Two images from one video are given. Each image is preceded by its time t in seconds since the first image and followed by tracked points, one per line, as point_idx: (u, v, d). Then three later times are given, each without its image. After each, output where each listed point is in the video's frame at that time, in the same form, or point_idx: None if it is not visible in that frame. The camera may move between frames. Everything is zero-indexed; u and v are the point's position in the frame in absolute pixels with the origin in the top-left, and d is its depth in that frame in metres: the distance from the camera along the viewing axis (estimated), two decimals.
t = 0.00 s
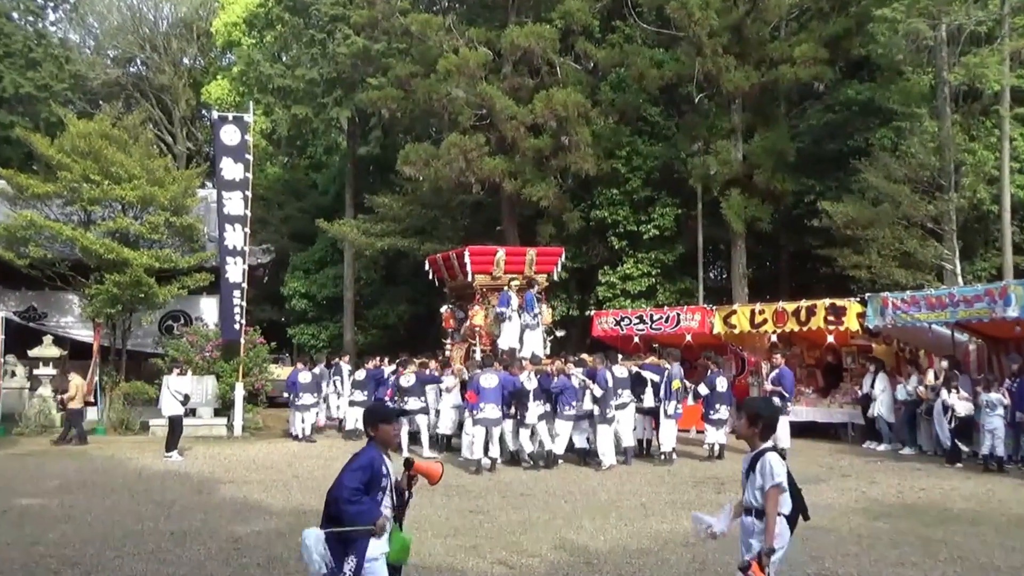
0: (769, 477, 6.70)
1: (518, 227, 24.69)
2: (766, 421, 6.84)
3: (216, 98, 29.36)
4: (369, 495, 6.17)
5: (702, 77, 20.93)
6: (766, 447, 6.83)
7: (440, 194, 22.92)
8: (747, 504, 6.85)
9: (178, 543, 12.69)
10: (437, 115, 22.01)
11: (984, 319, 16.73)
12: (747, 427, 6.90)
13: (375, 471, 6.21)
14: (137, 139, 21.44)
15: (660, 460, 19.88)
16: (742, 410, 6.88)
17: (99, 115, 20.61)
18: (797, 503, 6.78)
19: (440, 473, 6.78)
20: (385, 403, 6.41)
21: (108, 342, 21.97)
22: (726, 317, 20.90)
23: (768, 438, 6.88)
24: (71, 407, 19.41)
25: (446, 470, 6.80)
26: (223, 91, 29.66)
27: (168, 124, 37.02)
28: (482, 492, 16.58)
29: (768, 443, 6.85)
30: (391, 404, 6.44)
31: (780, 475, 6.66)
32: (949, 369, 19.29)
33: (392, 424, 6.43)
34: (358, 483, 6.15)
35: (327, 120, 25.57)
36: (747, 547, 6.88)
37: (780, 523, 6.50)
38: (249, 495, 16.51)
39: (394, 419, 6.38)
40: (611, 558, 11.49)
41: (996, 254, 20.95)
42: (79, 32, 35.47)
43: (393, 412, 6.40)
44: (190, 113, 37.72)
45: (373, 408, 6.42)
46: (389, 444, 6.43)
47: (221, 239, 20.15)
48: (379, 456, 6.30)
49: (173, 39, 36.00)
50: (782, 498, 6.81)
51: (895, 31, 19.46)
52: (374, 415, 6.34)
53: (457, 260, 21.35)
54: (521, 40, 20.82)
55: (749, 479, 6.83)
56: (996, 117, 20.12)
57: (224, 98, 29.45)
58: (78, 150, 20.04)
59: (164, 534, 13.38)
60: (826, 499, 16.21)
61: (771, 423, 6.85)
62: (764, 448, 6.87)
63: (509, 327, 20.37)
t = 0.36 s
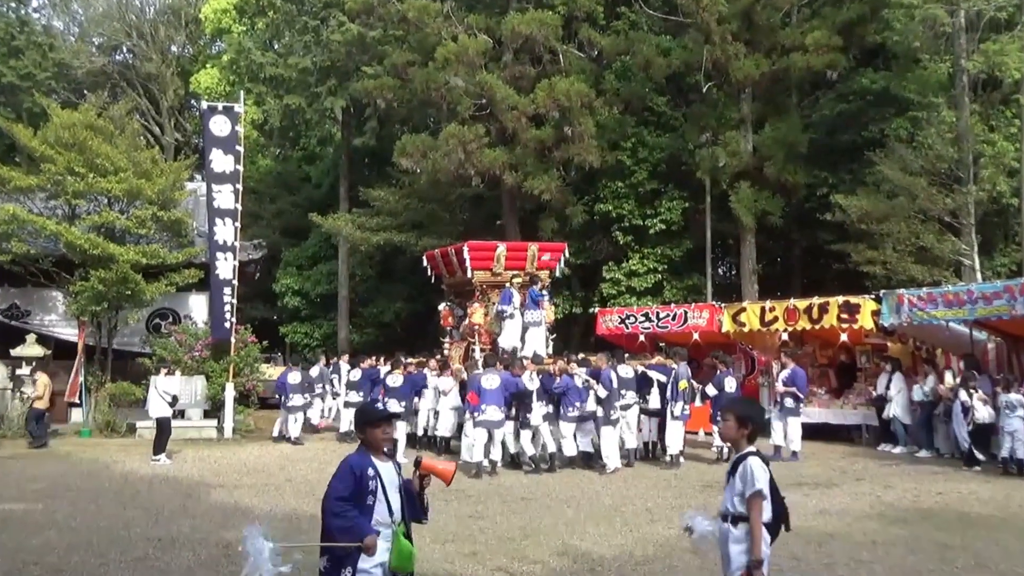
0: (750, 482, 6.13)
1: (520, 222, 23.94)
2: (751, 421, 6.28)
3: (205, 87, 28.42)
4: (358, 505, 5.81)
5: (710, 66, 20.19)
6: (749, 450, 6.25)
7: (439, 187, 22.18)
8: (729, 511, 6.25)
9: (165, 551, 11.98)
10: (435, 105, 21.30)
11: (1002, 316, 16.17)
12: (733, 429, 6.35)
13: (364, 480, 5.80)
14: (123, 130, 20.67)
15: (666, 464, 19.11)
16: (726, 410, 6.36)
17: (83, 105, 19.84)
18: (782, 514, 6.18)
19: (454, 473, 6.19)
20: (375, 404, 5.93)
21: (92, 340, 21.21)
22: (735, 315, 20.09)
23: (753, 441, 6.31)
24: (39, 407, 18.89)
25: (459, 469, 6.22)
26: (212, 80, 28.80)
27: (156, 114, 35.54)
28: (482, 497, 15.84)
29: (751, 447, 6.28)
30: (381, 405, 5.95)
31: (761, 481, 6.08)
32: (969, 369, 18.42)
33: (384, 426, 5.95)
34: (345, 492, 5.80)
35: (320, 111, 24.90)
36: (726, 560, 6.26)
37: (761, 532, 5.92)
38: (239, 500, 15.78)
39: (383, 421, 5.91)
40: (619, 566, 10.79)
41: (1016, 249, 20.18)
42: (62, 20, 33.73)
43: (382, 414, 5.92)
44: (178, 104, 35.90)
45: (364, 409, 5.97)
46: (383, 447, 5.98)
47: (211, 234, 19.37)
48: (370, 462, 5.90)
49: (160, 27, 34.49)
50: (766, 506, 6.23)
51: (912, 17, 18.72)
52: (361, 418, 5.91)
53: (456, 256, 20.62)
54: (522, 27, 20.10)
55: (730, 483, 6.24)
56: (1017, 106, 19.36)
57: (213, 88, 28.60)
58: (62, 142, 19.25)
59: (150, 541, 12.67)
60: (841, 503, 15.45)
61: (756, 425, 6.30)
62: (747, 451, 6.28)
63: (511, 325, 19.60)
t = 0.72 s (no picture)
0: (735, 485, 5.93)
1: (520, 215, 23.24)
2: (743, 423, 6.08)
3: (193, 75, 27.72)
4: (337, 513, 5.23)
5: (718, 53, 19.50)
6: (738, 452, 6.07)
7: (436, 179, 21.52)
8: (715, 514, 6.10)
9: (149, 556, 11.30)
10: (432, 94, 20.65)
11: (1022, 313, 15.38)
12: (724, 431, 6.17)
13: (345, 488, 5.22)
14: (109, 119, 19.97)
15: (671, 465, 18.38)
16: (717, 410, 6.21)
17: (67, 93, 19.14)
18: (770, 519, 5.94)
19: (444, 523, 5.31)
20: (360, 405, 5.35)
21: (77, 338, 20.51)
22: (743, 311, 19.34)
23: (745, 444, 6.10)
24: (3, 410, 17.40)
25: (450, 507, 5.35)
26: (200, 68, 28.08)
27: (142, 103, 34.15)
28: (481, 499, 15.15)
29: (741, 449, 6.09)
30: (369, 405, 5.36)
31: (745, 485, 5.85)
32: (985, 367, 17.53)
33: (371, 429, 5.35)
34: (326, 500, 5.25)
35: (313, 99, 24.30)
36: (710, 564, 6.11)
37: (741, 535, 5.73)
38: (229, 502, 15.11)
39: (370, 424, 5.31)
40: None
41: None
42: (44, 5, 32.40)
43: (367, 417, 5.32)
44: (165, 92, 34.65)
45: (351, 410, 5.38)
46: (371, 453, 5.39)
47: (200, 227, 18.65)
48: (353, 468, 5.30)
49: (147, 12, 33.07)
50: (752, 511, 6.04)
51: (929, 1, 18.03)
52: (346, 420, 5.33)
53: (453, 250, 19.92)
54: (523, 12, 19.44)
55: (717, 485, 6.09)
56: None
57: (202, 75, 27.88)
58: (44, 132, 18.51)
59: (136, 546, 11.99)
60: (854, 507, 14.78)
61: (749, 426, 6.09)
62: (738, 454, 6.09)
63: (511, 322, 18.90)
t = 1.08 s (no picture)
0: (733, 491, 5.56)
1: (520, 210, 22.59)
2: (741, 424, 5.68)
3: (181, 65, 27.14)
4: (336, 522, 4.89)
5: (725, 41, 18.89)
6: (736, 455, 5.68)
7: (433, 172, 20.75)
8: (712, 522, 5.71)
9: (134, 563, 10.68)
10: (430, 83, 20.07)
11: None
12: (717, 432, 5.77)
13: (344, 497, 4.88)
14: (93, 110, 19.33)
15: (677, 468, 17.69)
16: (711, 410, 5.80)
17: (51, 84, 18.52)
18: (768, 526, 5.61)
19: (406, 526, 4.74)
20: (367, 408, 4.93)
21: (61, 337, 19.89)
22: (751, 308, 18.69)
23: (743, 447, 5.70)
24: None
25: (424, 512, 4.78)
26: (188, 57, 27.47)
27: (128, 93, 33.26)
28: (479, 503, 14.50)
29: (738, 452, 5.70)
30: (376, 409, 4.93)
31: (743, 491, 5.50)
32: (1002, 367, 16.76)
33: (378, 435, 4.92)
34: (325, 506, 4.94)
35: (305, 89, 23.77)
36: (705, 573, 5.76)
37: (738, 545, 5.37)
38: (218, 507, 14.48)
39: (375, 430, 4.87)
40: None
41: None
42: None
43: (372, 422, 4.88)
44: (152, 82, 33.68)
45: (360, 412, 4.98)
46: (377, 461, 4.96)
47: (188, 222, 17.98)
48: (355, 477, 4.92)
49: None
50: (750, 517, 5.65)
51: None
52: (352, 423, 4.95)
53: (449, 245, 19.28)
54: None
55: (713, 489, 5.71)
56: None
57: (189, 65, 27.25)
58: (27, 123, 17.85)
59: (123, 551, 11.37)
60: (866, 511, 14.12)
61: (743, 426, 5.70)
62: (736, 458, 5.70)
63: (509, 319, 18.24)
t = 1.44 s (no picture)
0: (732, 500, 5.21)
1: (519, 209, 21.99)
2: (737, 428, 5.34)
3: (169, 56, 26.62)
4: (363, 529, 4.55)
5: (731, 34, 18.34)
6: (732, 462, 5.34)
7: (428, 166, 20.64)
8: (710, 534, 5.36)
9: None
10: (426, 77, 19.52)
11: None
12: (712, 438, 5.43)
13: (375, 503, 4.57)
14: (77, 104, 18.73)
15: (680, 476, 16.99)
16: (704, 416, 5.47)
17: (34, 77, 17.93)
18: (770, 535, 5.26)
19: (430, 522, 4.31)
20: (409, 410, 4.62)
21: (44, 339, 19.24)
22: (758, 311, 18.05)
23: (740, 452, 5.36)
24: None
25: (448, 504, 4.38)
26: (176, 49, 26.92)
27: (113, 86, 32.46)
28: (477, 513, 13.85)
29: (735, 459, 5.35)
30: (418, 413, 4.63)
31: (742, 501, 5.15)
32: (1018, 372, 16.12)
33: (418, 439, 4.63)
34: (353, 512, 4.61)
35: (297, 83, 23.27)
36: None
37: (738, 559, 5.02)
38: (205, 516, 13.80)
39: (414, 434, 4.57)
40: None
41: None
42: None
43: (414, 425, 4.58)
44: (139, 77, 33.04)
45: (398, 413, 4.67)
46: (413, 467, 4.66)
47: (176, 220, 17.36)
48: (388, 483, 4.62)
49: None
50: (750, 527, 5.30)
51: None
52: (391, 423, 4.64)
53: (446, 245, 18.67)
54: None
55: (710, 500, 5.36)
56: None
57: (177, 57, 26.76)
58: (8, 118, 17.23)
59: (101, 563, 10.73)
60: (876, 520, 13.46)
61: (740, 430, 5.36)
62: (732, 465, 5.36)
63: (507, 321, 17.68)
